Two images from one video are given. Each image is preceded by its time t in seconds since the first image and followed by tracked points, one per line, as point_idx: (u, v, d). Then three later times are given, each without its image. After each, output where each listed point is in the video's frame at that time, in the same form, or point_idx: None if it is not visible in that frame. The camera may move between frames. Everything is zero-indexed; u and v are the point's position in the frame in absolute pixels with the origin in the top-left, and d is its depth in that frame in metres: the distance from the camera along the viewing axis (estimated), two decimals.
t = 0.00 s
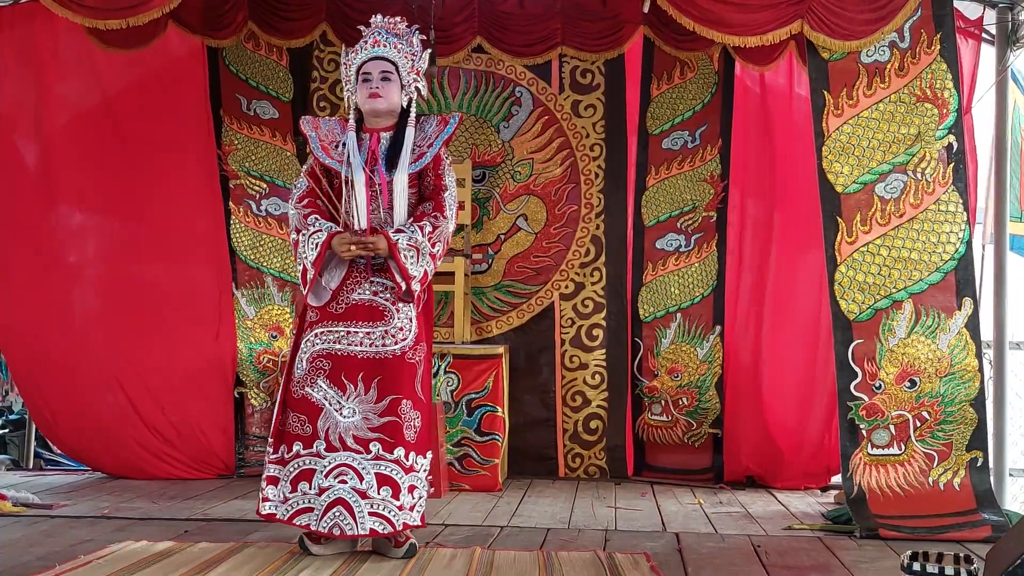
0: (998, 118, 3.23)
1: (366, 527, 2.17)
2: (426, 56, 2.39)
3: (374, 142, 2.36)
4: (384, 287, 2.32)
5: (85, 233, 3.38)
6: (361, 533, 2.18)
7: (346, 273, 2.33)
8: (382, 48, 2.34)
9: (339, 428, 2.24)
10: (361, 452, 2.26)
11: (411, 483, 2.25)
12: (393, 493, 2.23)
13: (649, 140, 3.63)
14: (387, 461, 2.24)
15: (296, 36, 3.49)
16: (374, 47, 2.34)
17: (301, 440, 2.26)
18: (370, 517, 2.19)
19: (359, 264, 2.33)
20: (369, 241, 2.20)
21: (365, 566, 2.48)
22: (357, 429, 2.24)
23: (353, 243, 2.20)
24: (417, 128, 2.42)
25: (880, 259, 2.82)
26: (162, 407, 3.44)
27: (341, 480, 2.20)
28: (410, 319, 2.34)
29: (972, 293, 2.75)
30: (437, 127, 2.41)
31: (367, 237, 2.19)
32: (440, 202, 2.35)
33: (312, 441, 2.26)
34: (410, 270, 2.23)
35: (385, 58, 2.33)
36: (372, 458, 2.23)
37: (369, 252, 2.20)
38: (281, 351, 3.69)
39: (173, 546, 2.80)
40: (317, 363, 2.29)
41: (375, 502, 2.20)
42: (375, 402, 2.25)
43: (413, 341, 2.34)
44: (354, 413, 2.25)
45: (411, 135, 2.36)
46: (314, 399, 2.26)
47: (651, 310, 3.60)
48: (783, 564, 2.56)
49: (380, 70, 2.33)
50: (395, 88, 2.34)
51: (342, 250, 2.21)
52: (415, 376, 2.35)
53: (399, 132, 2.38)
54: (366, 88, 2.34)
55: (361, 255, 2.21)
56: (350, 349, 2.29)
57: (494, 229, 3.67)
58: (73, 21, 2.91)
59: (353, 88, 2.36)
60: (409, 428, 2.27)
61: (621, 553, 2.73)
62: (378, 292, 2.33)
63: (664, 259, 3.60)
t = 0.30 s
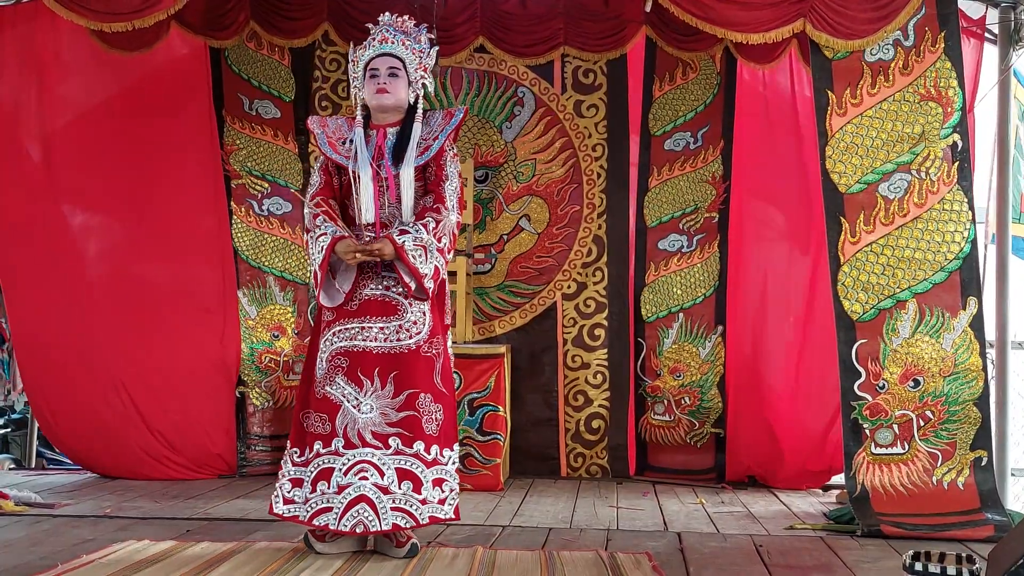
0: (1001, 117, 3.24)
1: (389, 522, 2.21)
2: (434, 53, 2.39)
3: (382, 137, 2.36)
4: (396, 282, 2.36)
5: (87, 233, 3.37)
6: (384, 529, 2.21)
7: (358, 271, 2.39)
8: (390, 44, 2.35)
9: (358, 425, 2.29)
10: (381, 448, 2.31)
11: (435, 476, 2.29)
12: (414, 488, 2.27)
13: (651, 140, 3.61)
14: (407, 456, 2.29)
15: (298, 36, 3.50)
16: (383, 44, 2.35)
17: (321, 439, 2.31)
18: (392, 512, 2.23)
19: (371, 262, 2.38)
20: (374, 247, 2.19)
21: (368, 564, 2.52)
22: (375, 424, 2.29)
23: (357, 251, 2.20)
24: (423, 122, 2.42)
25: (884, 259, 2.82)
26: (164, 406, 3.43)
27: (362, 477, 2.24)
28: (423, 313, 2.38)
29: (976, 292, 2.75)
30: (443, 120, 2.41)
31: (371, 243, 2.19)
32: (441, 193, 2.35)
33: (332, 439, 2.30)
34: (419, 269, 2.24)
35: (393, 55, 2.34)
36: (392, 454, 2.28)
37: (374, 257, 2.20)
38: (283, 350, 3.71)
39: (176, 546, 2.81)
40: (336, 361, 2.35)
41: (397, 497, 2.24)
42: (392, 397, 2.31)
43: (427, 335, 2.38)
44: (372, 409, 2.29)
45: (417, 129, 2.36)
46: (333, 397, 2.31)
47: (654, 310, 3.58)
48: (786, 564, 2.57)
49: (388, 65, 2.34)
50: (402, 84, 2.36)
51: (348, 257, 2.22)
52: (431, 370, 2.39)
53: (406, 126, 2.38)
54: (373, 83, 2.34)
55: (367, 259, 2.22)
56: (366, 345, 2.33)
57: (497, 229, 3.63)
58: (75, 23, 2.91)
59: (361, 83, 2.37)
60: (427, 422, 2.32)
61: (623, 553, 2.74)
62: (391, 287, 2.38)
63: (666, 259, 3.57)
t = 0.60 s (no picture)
0: (1001, 117, 3.26)
1: (397, 519, 2.27)
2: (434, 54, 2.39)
3: (382, 134, 2.36)
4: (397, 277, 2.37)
5: (87, 233, 3.36)
6: (392, 526, 2.27)
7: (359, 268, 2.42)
8: (391, 44, 2.35)
9: (363, 422, 2.32)
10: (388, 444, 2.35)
11: (442, 473, 2.32)
12: (422, 484, 2.32)
13: (651, 141, 3.58)
14: (413, 452, 2.33)
15: (298, 35, 3.50)
16: (384, 44, 2.35)
17: (333, 438, 2.37)
18: (400, 509, 2.29)
19: (373, 259, 2.40)
20: (369, 238, 2.19)
21: (369, 563, 2.55)
22: (380, 421, 2.33)
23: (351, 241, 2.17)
24: (423, 121, 2.42)
25: (885, 257, 2.83)
26: (164, 406, 3.43)
27: (369, 475, 2.29)
28: (425, 308, 2.41)
29: (972, 293, 2.77)
30: (443, 118, 2.41)
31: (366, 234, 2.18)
32: (433, 182, 2.35)
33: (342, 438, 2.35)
34: (417, 258, 2.24)
35: (394, 55, 2.35)
36: (398, 450, 2.31)
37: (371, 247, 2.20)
38: (284, 350, 3.71)
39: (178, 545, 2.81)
40: (342, 359, 2.38)
41: (404, 493, 2.30)
42: (397, 393, 2.33)
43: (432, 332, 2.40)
44: (377, 406, 2.32)
45: (416, 127, 2.36)
46: (340, 395, 2.36)
47: (655, 310, 3.56)
48: (786, 563, 2.59)
49: (389, 65, 2.34)
50: (403, 84, 2.36)
51: (345, 246, 2.21)
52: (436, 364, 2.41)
53: (405, 125, 2.38)
54: (374, 82, 2.34)
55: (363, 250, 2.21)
56: (369, 341, 2.35)
57: (498, 230, 3.62)
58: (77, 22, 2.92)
59: (360, 82, 2.38)
60: (432, 417, 2.35)
61: (624, 552, 2.75)
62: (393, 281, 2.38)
63: (668, 259, 3.55)
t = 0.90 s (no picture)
0: (1000, 117, 3.28)
1: (404, 515, 2.32)
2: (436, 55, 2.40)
3: (383, 133, 2.36)
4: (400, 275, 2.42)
5: (87, 232, 3.35)
6: (399, 522, 2.32)
7: (361, 266, 2.45)
8: (393, 45, 2.35)
9: (368, 420, 2.37)
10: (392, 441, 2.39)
11: (448, 468, 2.38)
12: (428, 481, 2.37)
13: (652, 140, 3.56)
14: (418, 448, 2.38)
15: (299, 35, 3.50)
16: (386, 44, 2.35)
17: (334, 436, 2.39)
18: (407, 506, 2.34)
19: (374, 256, 2.44)
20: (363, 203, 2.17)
21: (371, 562, 2.55)
22: (385, 419, 2.37)
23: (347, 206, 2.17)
24: (423, 119, 2.43)
25: (893, 254, 2.84)
26: (164, 406, 3.43)
27: (375, 472, 2.33)
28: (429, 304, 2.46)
29: (974, 292, 2.80)
30: (443, 115, 2.43)
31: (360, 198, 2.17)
32: (432, 161, 2.35)
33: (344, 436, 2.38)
34: (414, 228, 2.22)
35: (395, 56, 2.35)
36: (403, 447, 2.36)
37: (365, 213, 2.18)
38: (284, 350, 3.71)
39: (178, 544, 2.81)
40: (343, 357, 2.42)
41: (410, 490, 2.35)
42: (401, 390, 2.39)
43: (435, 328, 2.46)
44: (381, 403, 2.37)
45: (416, 126, 2.37)
46: (342, 393, 2.39)
47: (656, 310, 3.56)
48: (787, 562, 2.62)
49: (390, 66, 2.35)
50: (404, 85, 2.36)
51: (340, 213, 2.21)
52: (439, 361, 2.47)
53: (405, 125, 2.38)
54: (377, 82, 2.34)
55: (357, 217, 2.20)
56: (373, 340, 2.40)
57: (499, 229, 3.62)
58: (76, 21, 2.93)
59: (362, 83, 2.38)
60: (437, 414, 2.40)
61: (625, 550, 2.77)
62: (396, 280, 2.43)
63: (668, 259, 3.54)
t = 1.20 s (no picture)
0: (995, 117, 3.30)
1: (394, 514, 2.33)
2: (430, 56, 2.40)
3: (377, 134, 2.36)
4: (394, 274, 2.44)
5: (83, 232, 3.33)
6: (388, 521, 2.33)
7: (354, 265, 2.47)
8: (389, 46, 2.35)
9: (358, 419, 2.38)
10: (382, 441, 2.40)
11: (439, 470, 2.37)
12: (418, 481, 2.37)
13: (648, 141, 3.54)
14: (409, 449, 2.38)
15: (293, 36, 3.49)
16: (381, 45, 2.35)
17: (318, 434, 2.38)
18: (395, 505, 2.34)
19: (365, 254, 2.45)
20: (355, 161, 2.17)
21: (366, 564, 2.57)
22: (376, 418, 2.39)
23: (336, 163, 2.17)
24: (418, 119, 2.44)
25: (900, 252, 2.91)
26: (160, 407, 3.42)
27: (364, 472, 2.34)
28: (423, 304, 2.48)
29: (986, 289, 2.87)
30: (437, 115, 2.44)
31: (352, 154, 2.17)
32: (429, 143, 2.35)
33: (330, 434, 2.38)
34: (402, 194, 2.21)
35: (390, 57, 2.34)
36: (395, 447, 2.37)
37: (356, 169, 2.17)
38: (280, 350, 3.71)
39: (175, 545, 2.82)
40: (334, 356, 2.42)
41: (400, 490, 2.34)
42: (394, 391, 2.40)
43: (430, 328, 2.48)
44: (373, 403, 2.38)
45: (411, 125, 2.37)
46: (332, 391, 2.39)
47: (651, 310, 3.53)
48: (781, 561, 2.66)
49: (386, 67, 2.33)
50: (399, 87, 2.35)
51: (329, 172, 2.21)
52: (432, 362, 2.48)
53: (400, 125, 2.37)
54: (373, 80, 2.34)
55: (347, 174, 2.18)
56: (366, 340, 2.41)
57: (496, 230, 3.58)
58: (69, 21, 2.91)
59: (358, 81, 2.36)
60: (429, 414, 2.41)
61: (621, 551, 2.78)
62: (390, 281, 2.45)
63: (664, 259, 3.52)
